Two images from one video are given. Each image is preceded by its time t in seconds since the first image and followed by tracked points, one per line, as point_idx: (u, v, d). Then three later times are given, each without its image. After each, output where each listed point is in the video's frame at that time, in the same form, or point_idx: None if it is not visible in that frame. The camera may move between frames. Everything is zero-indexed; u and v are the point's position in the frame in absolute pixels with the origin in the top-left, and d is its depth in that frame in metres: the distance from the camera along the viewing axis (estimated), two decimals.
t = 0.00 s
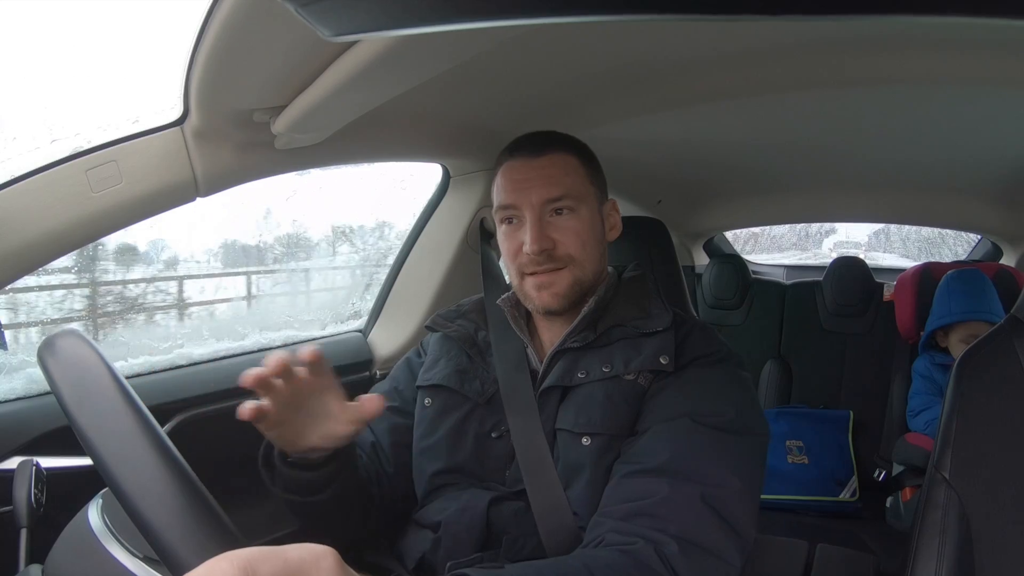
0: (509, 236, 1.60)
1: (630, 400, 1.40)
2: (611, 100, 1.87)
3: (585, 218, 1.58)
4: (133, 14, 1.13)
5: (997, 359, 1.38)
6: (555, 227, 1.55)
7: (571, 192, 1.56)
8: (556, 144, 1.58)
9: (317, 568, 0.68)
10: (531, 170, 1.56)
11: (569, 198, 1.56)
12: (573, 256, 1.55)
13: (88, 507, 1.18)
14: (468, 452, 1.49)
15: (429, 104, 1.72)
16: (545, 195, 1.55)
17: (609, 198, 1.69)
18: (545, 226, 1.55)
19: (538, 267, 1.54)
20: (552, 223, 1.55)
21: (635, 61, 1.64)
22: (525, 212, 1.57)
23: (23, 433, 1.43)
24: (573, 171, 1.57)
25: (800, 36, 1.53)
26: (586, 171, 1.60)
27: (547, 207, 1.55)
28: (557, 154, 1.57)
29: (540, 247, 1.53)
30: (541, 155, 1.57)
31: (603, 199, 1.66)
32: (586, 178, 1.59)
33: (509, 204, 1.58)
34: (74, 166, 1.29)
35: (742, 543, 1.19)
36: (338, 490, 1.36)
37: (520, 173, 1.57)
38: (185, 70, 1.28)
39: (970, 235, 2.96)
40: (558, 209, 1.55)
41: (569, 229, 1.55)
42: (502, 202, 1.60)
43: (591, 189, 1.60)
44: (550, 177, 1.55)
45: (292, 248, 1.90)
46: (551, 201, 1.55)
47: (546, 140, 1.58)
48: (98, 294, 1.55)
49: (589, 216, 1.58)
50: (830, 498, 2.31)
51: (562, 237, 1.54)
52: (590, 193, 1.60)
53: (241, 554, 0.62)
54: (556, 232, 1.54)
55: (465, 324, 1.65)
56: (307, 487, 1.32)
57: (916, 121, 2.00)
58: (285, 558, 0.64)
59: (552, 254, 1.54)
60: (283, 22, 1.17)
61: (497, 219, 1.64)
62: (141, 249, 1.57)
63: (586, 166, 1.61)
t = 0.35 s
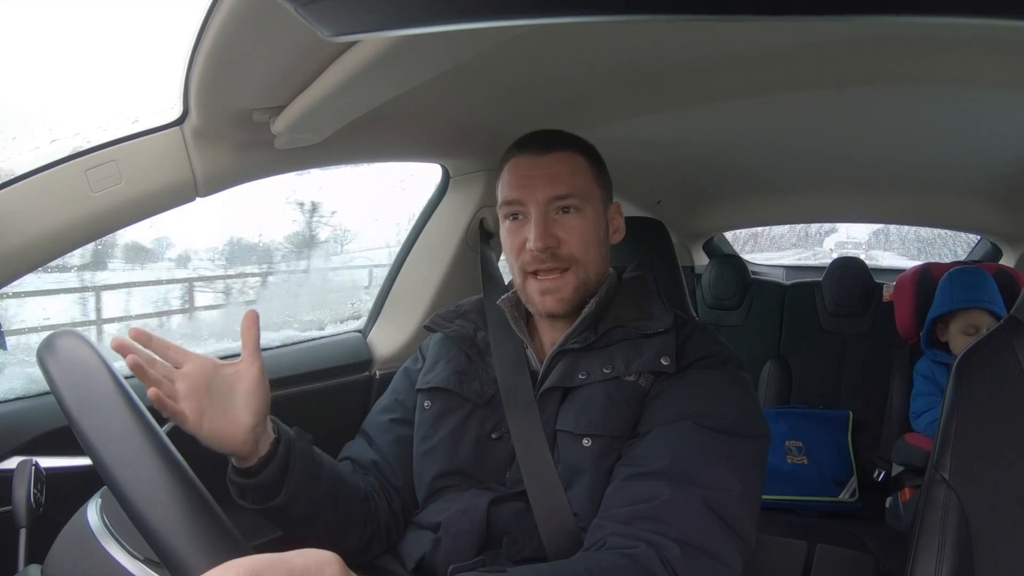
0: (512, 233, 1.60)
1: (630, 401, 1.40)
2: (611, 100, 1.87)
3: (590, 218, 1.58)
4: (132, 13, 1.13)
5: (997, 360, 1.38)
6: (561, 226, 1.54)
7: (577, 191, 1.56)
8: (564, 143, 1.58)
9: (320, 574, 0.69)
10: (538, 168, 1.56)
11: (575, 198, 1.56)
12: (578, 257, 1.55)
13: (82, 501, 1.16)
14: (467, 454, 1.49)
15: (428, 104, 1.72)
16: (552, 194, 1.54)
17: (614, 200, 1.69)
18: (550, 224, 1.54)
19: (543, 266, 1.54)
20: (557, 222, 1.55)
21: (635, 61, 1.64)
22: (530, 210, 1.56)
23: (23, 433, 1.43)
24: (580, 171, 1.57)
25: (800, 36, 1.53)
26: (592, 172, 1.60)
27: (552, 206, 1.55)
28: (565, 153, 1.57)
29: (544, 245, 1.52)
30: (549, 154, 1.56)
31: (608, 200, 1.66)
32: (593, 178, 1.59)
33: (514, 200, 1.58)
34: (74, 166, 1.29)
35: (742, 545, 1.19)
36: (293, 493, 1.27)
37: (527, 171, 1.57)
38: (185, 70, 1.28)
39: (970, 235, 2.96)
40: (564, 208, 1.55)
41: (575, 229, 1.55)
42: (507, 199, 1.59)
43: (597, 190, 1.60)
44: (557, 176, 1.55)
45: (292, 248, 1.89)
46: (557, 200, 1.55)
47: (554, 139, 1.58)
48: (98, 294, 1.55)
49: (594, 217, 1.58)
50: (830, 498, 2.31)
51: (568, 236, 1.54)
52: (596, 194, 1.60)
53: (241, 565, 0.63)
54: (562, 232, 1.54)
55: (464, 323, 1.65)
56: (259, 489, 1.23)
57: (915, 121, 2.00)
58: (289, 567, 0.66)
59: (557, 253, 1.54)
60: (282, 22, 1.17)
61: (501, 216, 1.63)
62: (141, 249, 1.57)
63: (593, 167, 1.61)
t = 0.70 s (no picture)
0: (504, 228, 1.61)
1: (627, 402, 1.40)
2: (611, 101, 1.87)
3: (581, 219, 1.57)
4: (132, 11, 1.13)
5: (997, 361, 1.38)
6: (548, 224, 1.54)
7: (568, 191, 1.55)
8: (560, 143, 1.58)
9: None
10: (531, 165, 1.57)
11: (566, 197, 1.55)
12: (564, 255, 1.54)
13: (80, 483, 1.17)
14: (465, 455, 1.49)
15: (428, 104, 1.72)
16: (541, 192, 1.55)
17: (613, 204, 1.67)
18: (538, 221, 1.54)
19: (527, 262, 1.54)
20: (545, 220, 1.55)
21: (635, 62, 1.64)
22: (520, 205, 1.57)
23: (22, 432, 1.43)
24: (575, 172, 1.56)
25: (800, 37, 1.53)
26: (589, 174, 1.59)
27: (542, 203, 1.55)
28: (560, 153, 1.57)
29: (529, 241, 1.52)
30: (545, 152, 1.57)
31: (606, 204, 1.64)
32: (588, 179, 1.58)
33: (506, 195, 1.59)
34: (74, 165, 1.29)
35: (738, 546, 1.20)
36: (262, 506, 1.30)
37: (519, 168, 1.58)
38: (185, 69, 1.28)
39: (969, 236, 2.97)
40: (554, 206, 1.55)
41: (562, 228, 1.54)
42: (502, 194, 1.61)
43: (592, 191, 1.59)
44: (548, 175, 1.55)
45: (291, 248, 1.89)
46: (547, 198, 1.55)
47: (549, 138, 1.58)
48: (98, 294, 1.55)
49: (585, 218, 1.57)
50: (829, 498, 2.32)
51: (554, 234, 1.54)
52: (590, 196, 1.59)
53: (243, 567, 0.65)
54: (548, 230, 1.54)
55: (462, 325, 1.65)
56: (234, 501, 1.29)
57: (914, 122, 2.00)
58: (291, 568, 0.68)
59: (541, 251, 1.53)
60: (282, 22, 1.17)
61: (497, 211, 1.65)
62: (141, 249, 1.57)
63: (591, 170, 1.60)
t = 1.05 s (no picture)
0: (504, 226, 1.61)
1: (626, 401, 1.40)
2: (611, 99, 1.87)
3: (581, 218, 1.57)
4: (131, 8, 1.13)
5: (995, 360, 1.38)
6: (548, 222, 1.54)
7: (570, 189, 1.55)
8: (559, 140, 1.58)
9: None
10: (531, 163, 1.57)
11: (566, 194, 1.55)
12: (564, 253, 1.54)
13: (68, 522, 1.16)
14: (464, 454, 1.49)
15: (426, 103, 1.72)
16: (541, 189, 1.55)
17: (613, 203, 1.67)
18: (539, 219, 1.54)
19: (526, 259, 1.54)
20: (546, 218, 1.55)
21: (634, 61, 1.64)
22: (521, 203, 1.57)
23: (21, 432, 1.43)
24: (576, 170, 1.56)
25: (800, 36, 1.53)
26: (591, 173, 1.59)
27: (543, 201, 1.55)
28: (560, 150, 1.57)
29: (528, 238, 1.52)
30: (547, 150, 1.57)
31: (607, 203, 1.65)
32: (588, 177, 1.58)
33: (506, 194, 1.59)
34: (73, 164, 1.29)
35: (737, 544, 1.20)
36: (264, 555, 1.28)
37: (519, 167, 1.58)
38: (184, 68, 1.28)
39: (968, 234, 2.97)
40: (553, 204, 1.55)
41: (562, 226, 1.54)
42: (501, 193, 1.61)
43: (592, 189, 1.59)
44: (547, 172, 1.55)
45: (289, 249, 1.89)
46: (548, 196, 1.55)
47: (548, 136, 1.58)
48: (97, 294, 1.55)
49: (585, 216, 1.57)
50: (828, 496, 2.32)
51: (554, 232, 1.54)
52: (590, 194, 1.59)
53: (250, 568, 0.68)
54: (548, 227, 1.54)
55: (461, 324, 1.65)
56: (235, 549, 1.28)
57: (914, 120, 2.00)
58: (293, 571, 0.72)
59: (541, 248, 1.53)
60: (283, 21, 1.17)
61: (497, 210, 1.65)
62: (141, 249, 1.57)
63: (593, 169, 1.60)
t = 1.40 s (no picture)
0: (501, 223, 1.61)
1: (625, 401, 1.40)
2: (610, 99, 1.87)
3: (577, 215, 1.56)
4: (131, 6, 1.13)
5: (994, 360, 1.38)
6: (544, 219, 1.54)
7: (565, 187, 1.55)
8: (556, 138, 1.58)
9: None
10: (528, 161, 1.57)
11: (562, 192, 1.55)
12: (559, 250, 1.53)
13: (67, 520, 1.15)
14: (463, 453, 1.49)
15: (426, 102, 1.72)
16: (537, 187, 1.55)
17: (611, 202, 1.67)
18: (534, 216, 1.54)
19: (521, 256, 1.54)
20: (542, 215, 1.54)
21: (634, 60, 1.64)
22: (517, 200, 1.57)
23: (19, 430, 1.43)
24: (572, 168, 1.56)
25: (800, 35, 1.53)
26: (588, 172, 1.59)
27: (538, 199, 1.55)
28: (557, 148, 1.57)
29: (524, 235, 1.52)
30: (544, 148, 1.57)
31: (604, 201, 1.64)
32: (585, 176, 1.58)
33: (503, 191, 1.59)
34: (73, 163, 1.30)
35: (736, 543, 1.20)
36: (265, 553, 1.28)
37: (516, 164, 1.58)
38: (183, 66, 1.28)
39: (967, 235, 2.97)
40: (550, 201, 1.55)
41: (558, 223, 1.54)
42: (499, 191, 1.61)
43: (589, 188, 1.59)
44: (544, 170, 1.55)
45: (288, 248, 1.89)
46: (543, 194, 1.55)
47: (546, 134, 1.58)
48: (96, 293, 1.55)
49: (581, 214, 1.57)
50: (828, 497, 2.33)
51: (550, 229, 1.54)
52: (587, 192, 1.58)
53: (249, 567, 0.69)
54: (544, 225, 1.53)
55: (460, 323, 1.65)
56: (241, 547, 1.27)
57: (913, 121, 2.00)
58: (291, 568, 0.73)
59: (537, 245, 1.53)
60: (283, 20, 1.17)
61: (495, 208, 1.65)
62: (140, 247, 1.57)
63: (589, 168, 1.60)
